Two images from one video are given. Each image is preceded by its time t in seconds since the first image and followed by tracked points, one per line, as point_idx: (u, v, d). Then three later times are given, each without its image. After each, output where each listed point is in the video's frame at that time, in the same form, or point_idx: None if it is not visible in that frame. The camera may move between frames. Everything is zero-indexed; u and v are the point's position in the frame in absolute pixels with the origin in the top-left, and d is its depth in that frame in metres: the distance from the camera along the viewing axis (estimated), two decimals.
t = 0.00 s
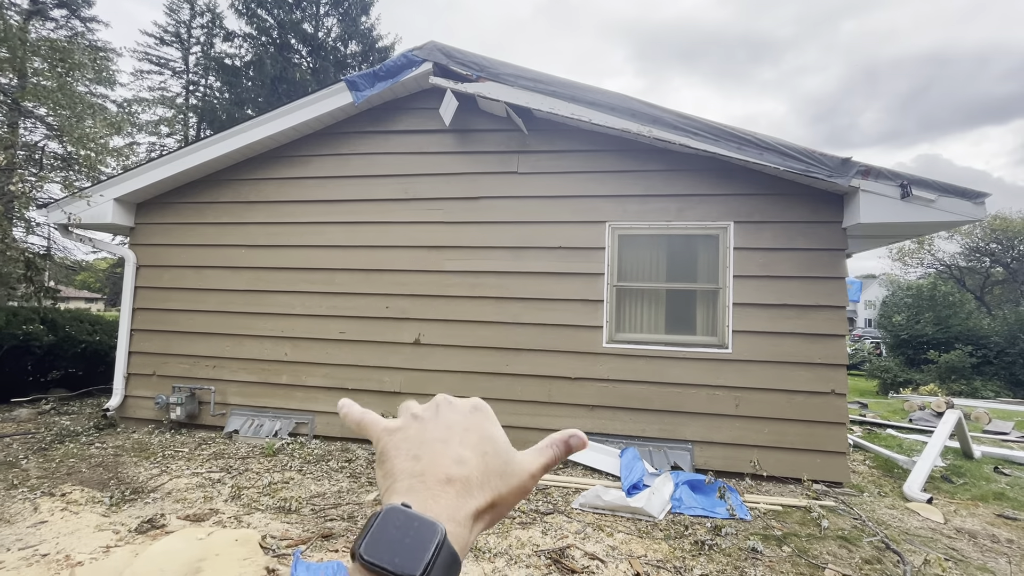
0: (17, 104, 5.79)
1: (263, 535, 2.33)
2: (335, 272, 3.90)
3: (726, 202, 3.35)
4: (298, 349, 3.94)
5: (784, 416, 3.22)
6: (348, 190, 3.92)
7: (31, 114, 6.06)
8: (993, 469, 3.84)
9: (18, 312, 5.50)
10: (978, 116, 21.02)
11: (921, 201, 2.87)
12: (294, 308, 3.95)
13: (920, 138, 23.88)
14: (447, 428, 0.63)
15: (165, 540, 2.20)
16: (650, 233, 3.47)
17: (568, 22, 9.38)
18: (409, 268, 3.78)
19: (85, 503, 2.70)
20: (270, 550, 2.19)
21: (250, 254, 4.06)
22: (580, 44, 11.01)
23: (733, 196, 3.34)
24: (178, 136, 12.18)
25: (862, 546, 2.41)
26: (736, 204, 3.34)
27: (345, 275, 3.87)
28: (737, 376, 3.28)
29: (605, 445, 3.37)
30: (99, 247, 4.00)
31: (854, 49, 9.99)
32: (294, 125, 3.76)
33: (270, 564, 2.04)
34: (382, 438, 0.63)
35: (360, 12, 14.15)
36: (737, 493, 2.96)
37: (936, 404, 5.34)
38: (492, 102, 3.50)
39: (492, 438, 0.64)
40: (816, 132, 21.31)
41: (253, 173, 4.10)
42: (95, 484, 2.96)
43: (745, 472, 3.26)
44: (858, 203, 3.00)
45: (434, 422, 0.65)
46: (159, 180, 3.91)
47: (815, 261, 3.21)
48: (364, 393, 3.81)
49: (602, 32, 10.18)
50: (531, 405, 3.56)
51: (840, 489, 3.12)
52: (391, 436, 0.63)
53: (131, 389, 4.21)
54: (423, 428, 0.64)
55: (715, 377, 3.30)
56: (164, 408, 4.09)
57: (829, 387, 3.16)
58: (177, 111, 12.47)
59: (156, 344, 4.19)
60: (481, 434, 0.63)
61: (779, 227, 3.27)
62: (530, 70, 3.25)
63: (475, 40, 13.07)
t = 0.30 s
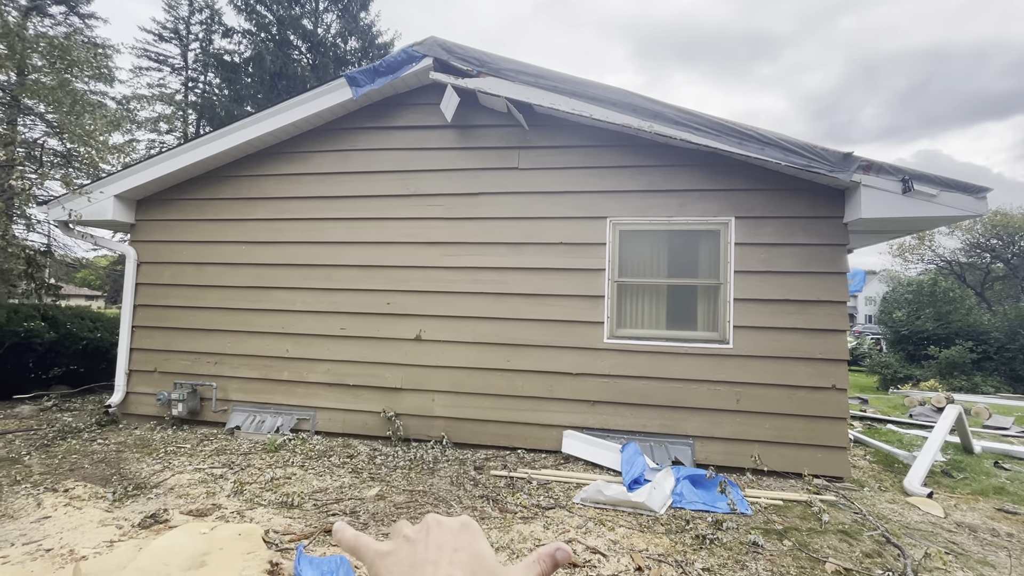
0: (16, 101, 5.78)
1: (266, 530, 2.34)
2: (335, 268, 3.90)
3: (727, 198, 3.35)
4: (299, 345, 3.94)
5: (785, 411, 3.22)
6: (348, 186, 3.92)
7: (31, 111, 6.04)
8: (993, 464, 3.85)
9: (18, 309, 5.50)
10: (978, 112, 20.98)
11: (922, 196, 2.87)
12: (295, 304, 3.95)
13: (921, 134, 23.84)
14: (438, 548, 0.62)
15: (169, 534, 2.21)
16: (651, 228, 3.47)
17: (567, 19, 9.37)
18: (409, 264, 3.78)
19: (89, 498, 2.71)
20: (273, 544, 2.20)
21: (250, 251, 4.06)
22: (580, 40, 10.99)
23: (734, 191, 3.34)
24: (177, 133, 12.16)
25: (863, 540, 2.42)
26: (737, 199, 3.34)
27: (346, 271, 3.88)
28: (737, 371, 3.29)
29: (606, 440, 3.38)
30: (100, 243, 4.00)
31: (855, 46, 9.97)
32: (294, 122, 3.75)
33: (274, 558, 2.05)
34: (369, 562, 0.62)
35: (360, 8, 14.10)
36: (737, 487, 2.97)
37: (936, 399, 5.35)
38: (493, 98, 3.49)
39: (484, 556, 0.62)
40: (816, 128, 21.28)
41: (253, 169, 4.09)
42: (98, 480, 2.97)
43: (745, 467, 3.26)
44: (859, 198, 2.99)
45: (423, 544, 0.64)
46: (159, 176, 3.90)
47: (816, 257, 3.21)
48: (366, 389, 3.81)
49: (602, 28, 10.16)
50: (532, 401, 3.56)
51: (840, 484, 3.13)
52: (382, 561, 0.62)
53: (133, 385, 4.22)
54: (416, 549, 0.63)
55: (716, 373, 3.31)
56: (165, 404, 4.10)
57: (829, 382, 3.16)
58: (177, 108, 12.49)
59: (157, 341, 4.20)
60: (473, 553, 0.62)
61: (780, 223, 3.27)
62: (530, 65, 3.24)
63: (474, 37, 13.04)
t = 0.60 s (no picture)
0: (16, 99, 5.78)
1: (268, 527, 2.35)
2: (336, 265, 3.90)
3: (727, 193, 3.34)
4: (300, 343, 3.95)
5: (785, 406, 3.23)
6: (348, 184, 3.91)
7: (30, 109, 6.03)
8: (994, 458, 3.86)
9: (20, 308, 5.52)
10: (980, 107, 20.90)
11: (923, 191, 2.86)
12: (296, 302, 3.95)
13: (922, 129, 23.77)
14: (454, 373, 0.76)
15: (171, 531, 2.22)
16: (652, 224, 3.46)
17: (567, 14, 9.33)
18: (410, 261, 3.78)
19: (92, 495, 2.72)
20: (276, 541, 2.22)
21: (251, 249, 4.06)
22: (579, 36, 10.95)
23: (735, 187, 3.33)
24: (176, 131, 12.14)
25: (863, 535, 2.42)
26: (738, 194, 3.33)
27: (347, 268, 3.88)
28: (738, 366, 3.29)
29: (607, 436, 3.38)
30: (100, 242, 4.00)
31: (855, 42, 9.92)
32: (294, 119, 3.74)
33: (276, 554, 2.06)
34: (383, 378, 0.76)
35: (359, 5, 14.04)
36: (738, 483, 2.98)
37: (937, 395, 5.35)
38: (493, 94, 3.48)
39: (497, 381, 0.76)
40: (817, 124, 21.21)
41: (254, 167, 4.09)
42: (101, 477, 2.98)
43: (746, 462, 3.27)
44: (860, 193, 2.99)
45: (435, 363, 0.80)
46: (159, 174, 3.89)
47: (817, 252, 3.21)
48: (367, 386, 3.82)
49: (601, 24, 10.11)
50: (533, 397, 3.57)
51: (841, 479, 3.14)
52: (394, 378, 0.76)
53: (135, 383, 4.23)
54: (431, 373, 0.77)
55: (717, 368, 3.31)
56: (168, 402, 4.10)
57: (830, 377, 3.16)
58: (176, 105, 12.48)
59: (158, 339, 4.21)
60: (487, 377, 0.77)
61: (781, 218, 3.27)
62: (530, 61, 3.22)
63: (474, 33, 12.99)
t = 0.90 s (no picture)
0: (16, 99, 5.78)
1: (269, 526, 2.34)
2: (337, 264, 3.89)
3: (729, 190, 3.33)
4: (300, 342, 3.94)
5: (787, 404, 3.22)
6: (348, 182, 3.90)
7: (29, 110, 6.02)
8: (997, 455, 3.84)
9: (22, 308, 5.55)
10: (982, 103, 20.80)
11: (925, 187, 2.85)
12: (296, 301, 3.95)
13: (923, 125, 23.68)
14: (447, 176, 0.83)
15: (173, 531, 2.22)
16: (652, 222, 3.45)
17: (567, 12, 9.30)
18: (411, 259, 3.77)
19: (94, 495, 2.72)
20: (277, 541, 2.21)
21: (251, 248, 4.05)
22: (579, 33, 10.94)
23: (736, 183, 3.32)
24: (177, 131, 12.16)
25: (866, 532, 2.42)
26: (739, 191, 3.32)
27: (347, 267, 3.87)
28: (740, 364, 3.28)
29: (608, 434, 3.38)
30: (101, 242, 3.99)
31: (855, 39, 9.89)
32: (294, 118, 3.73)
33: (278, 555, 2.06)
34: (375, 184, 0.85)
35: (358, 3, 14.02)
36: (740, 480, 2.97)
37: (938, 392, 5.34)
38: (493, 92, 3.47)
39: (489, 187, 0.82)
40: (818, 120, 21.15)
41: (253, 166, 4.08)
42: (102, 477, 2.98)
43: (748, 460, 3.26)
44: (862, 189, 2.97)
45: (426, 166, 0.86)
46: (159, 174, 3.89)
47: (819, 249, 3.20)
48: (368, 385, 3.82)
49: (601, 22, 10.10)
50: (534, 395, 3.56)
51: (843, 476, 3.14)
52: (387, 182, 0.84)
53: (136, 383, 4.23)
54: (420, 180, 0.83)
55: (718, 366, 3.30)
56: (169, 402, 4.11)
57: (833, 374, 3.15)
58: (176, 105, 12.54)
59: (159, 338, 4.21)
60: (479, 184, 0.83)
61: (782, 215, 3.25)
62: (530, 58, 3.21)
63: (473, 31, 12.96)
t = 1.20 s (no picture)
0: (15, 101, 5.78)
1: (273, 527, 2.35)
2: (338, 265, 3.90)
3: (729, 189, 3.33)
4: (302, 343, 3.95)
5: (788, 402, 3.23)
6: (348, 183, 3.91)
7: (29, 112, 6.02)
8: (999, 452, 3.84)
9: (23, 311, 5.55)
10: (982, 99, 20.73)
11: (926, 184, 2.85)
12: (298, 302, 3.96)
13: (923, 122, 23.63)
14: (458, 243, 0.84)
15: (177, 532, 2.23)
16: (653, 220, 3.45)
17: (565, 11, 9.29)
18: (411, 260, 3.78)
19: (97, 497, 2.73)
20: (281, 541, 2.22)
21: (253, 249, 4.06)
22: (577, 32, 10.94)
23: (736, 182, 3.33)
24: (176, 132, 12.19)
25: (867, 530, 2.42)
26: (739, 189, 3.32)
27: (348, 268, 3.88)
28: (741, 362, 3.28)
29: (610, 433, 3.38)
30: (102, 243, 4.00)
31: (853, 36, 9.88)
32: (294, 119, 3.74)
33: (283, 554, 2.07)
34: (388, 251, 0.86)
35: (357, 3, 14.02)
36: (741, 478, 2.98)
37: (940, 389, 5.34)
38: (493, 92, 3.48)
39: (496, 252, 0.83)
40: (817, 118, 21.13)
41: (254, 167, 4.09)
42: (106, 479, 3.00)
43: (750, 458, 3.27)
44: (862, 187, 2.98)
45: (438, 232, 0.87)
46: (160, 175, 3.89)
47: (819, 247, 3.20)
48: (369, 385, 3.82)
49: (599, 21, 10.11)
50: (536, 394, 3.57)
51: (845, 474, 3.14)
52: (400, 249, 0.85)
53: (138, 385, 4.24)
54: (435, 246, 0.84)
55: (720, 364, 3.30)
56: (171, 403, 4.11)
57: (834, 372, 3.15)
58: (176, 106, 12.61)
59: (162, 340, 4.22)
60: (487, 250, 0.83)
61: (782, 213, 3.25)
62: (530, 58, 3.21)
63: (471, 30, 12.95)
